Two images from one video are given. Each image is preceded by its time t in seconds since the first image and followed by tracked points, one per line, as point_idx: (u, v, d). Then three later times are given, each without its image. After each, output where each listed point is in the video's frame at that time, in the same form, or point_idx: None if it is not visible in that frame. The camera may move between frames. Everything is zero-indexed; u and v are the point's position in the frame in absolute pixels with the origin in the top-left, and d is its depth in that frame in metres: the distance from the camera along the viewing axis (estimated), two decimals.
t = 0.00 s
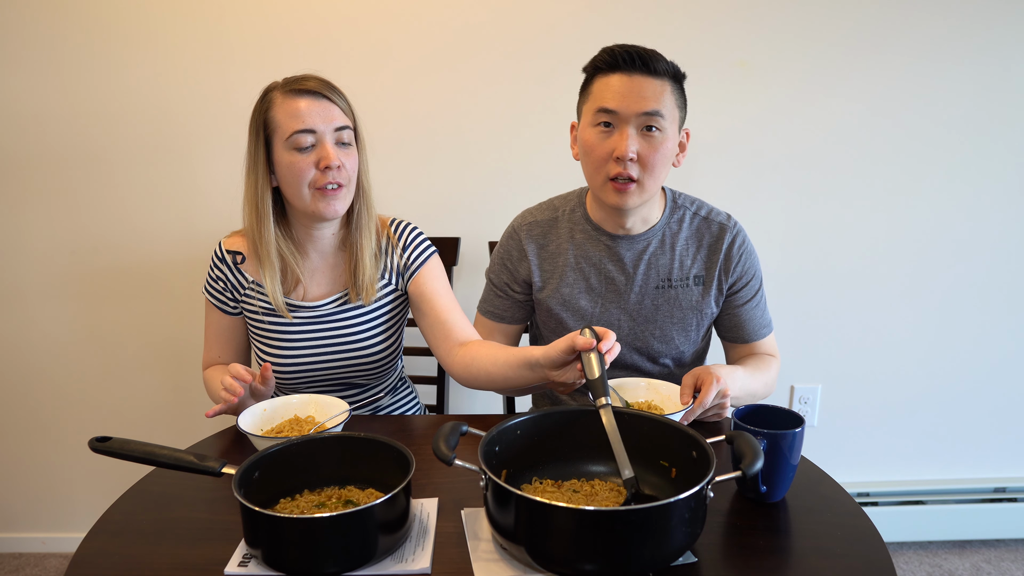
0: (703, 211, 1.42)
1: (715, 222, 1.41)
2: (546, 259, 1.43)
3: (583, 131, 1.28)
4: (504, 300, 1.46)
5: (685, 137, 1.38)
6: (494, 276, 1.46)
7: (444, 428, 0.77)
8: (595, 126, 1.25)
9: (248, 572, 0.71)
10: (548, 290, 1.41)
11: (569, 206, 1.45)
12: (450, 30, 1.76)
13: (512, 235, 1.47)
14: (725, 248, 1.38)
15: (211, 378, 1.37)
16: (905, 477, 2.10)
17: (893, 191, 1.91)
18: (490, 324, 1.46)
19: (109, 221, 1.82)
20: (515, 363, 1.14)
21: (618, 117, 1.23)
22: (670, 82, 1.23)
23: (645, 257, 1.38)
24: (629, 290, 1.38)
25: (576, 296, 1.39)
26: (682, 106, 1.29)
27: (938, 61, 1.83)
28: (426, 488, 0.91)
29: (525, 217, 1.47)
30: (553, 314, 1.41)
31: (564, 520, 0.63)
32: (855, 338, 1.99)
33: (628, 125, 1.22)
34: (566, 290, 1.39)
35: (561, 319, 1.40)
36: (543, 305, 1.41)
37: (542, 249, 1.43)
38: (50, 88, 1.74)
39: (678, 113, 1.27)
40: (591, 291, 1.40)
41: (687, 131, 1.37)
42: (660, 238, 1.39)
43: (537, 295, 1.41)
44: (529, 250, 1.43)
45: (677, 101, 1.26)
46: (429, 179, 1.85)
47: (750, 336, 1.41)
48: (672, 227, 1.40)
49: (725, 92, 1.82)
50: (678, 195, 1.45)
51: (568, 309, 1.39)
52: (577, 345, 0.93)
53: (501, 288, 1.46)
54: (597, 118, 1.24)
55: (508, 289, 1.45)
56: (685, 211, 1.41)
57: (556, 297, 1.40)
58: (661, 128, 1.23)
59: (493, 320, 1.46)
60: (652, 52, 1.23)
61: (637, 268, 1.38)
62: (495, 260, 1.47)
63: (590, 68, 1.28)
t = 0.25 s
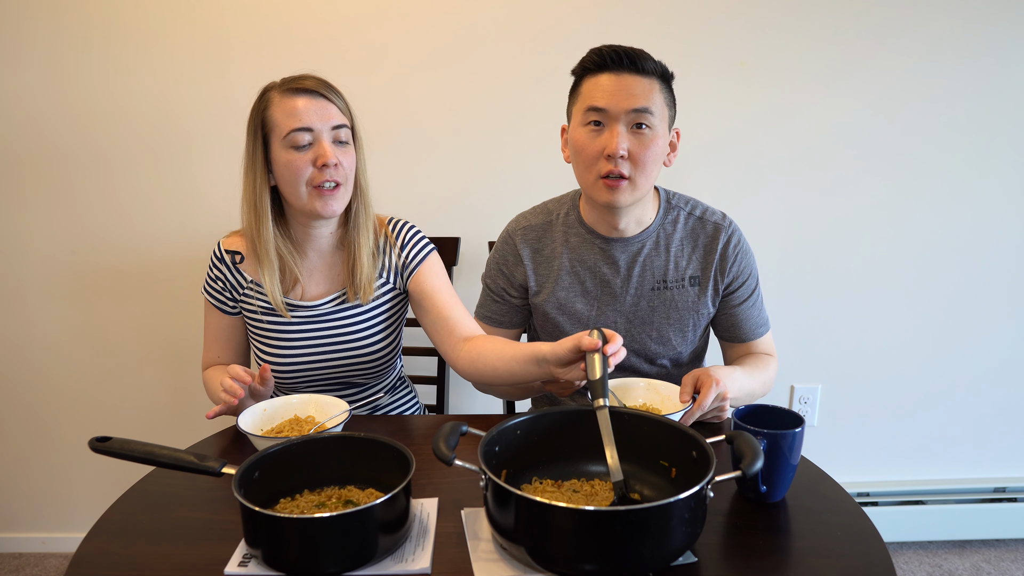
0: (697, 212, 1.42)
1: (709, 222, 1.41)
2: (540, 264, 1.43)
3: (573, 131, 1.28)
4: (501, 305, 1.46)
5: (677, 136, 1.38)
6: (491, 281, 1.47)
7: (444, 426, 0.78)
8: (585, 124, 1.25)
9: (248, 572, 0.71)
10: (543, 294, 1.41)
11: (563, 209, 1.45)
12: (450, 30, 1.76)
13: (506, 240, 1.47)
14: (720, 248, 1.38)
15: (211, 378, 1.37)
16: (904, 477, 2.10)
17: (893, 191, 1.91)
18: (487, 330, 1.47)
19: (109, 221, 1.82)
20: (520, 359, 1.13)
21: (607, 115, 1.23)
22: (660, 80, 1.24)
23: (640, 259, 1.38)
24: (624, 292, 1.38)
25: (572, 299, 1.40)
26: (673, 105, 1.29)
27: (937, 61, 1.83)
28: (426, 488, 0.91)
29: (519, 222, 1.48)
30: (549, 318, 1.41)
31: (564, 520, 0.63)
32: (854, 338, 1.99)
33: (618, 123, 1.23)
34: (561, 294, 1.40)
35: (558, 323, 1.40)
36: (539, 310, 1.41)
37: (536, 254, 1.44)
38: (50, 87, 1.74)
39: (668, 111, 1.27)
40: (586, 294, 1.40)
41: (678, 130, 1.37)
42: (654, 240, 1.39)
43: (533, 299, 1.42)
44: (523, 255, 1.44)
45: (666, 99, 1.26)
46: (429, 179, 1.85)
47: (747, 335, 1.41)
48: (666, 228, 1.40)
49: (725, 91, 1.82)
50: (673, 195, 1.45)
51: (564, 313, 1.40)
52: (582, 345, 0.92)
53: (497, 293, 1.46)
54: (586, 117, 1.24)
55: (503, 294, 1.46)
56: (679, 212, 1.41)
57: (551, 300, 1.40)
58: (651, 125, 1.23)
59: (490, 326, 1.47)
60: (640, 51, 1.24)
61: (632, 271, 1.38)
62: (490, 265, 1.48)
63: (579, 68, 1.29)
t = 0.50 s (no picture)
0: (697, 212, 1.42)
1: (709, 222, 1.41)
2: (539, 265, 1.43)
3: (571, 132, 1.28)
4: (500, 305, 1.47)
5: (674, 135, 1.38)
6: (491, 282, 1.47)
7: (444, 426, 0.78)
8: (582, 126, 1.25)
9: (248, 572, 0.71)
10: (542, 294, 1.41)
11: (562, 209, 1.45)
12: (449, 29, 1.76)
13: (506, 240, 1.47)
14: (720, 248, 1.38)
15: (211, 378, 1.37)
16: (904, 477, 2.10)
17: (893, 191, 1.91)
18: (488, 330, 1.47)
19: (109, 221, 1.82)
20: (517, 361, 1.13)
21: (604, 116, 1.23)
22: (656, 80, 1.24)
23: (639, 260, 1.38)
24: (623, 293, 1.38)
25: (571, 300, 1.40)
26: (670, 105, 1.29)
27: (937, 61, 1.83)
28: (426, 488, 0.91)
29: (519, 222, 1.48)
30: (548, 318, 1.41)
31: (564, 520, 0.63)
32: (854, 338, 1.99)
33: (615, 124, 1.22)
34: (560, 295, 1.40)
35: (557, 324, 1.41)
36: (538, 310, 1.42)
37: (535, 254, 1.44)
38: (50, 87, 1.74)
39: (665, 110, 1.27)
40: (586, 294, 1.40)
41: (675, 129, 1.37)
42: (654, 240, 1.39)
43: (533, 299, 1.42)
44: (522, 255, 1.44)
45: (663, 99, 1.26)
46: (429, 179, 1.85)
47: (748, 335, 1.41)
48: (666, 228, 1.40)
49: (725, 91, 1.82)
50: (673, 195, 1.45)
51: (563, 314, 1.40)
52: (576, 341, 0.94)
53: (497, 293, 1.46)
54: (583, 119, 1.24)
55: (503, 294, 1.46)
56: (678, 212, 1.41)
57: (551, 301, 1.40)
58: (648, 125, 1.23)
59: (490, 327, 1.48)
60: (636, 52, 1.24)
61: (631, 271, 1.38)
62: (489, 265, 1.48)
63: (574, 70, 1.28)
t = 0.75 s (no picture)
0: (696, 207, 1.43)
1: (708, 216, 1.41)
2: (541, 264, 1.43)
3: (572, 133, 1.28)
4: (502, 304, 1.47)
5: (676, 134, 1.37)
6: (493, 281, 1.47)
7: (445, 426, 0.78)
8: (583, 126, 1.25)
9: (248, 572, 0.71)
10: (544, 293, 1.41)
11: (563, 209, 1.46)
12: (449, 30, 1.76)
13: (507, 241, 1.48)
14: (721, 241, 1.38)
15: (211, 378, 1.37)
16: (904, 477, 2.10)
17: (893, 191, 1.91)
18: (490, 330, 1.47)
19: (109, 220, 1.82)
20: (517, 360, 1.13)
21: (605, 117, 1.23)
22: (657, 80, 1.24)
23: (640, 256, 1.38)
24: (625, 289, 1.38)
25: (573, 298, 1.39)
26: (671, 104, 1.29)
27: (937, 62, 1.83)
28: (426, 488, 0.91)
29: (520, 223, 1.48)
30: (551, 317, 1.41)
31: (564, 520, 0.63)
32: (854, 338, 1.99)
33: (616, 125, 1.22)
34: (562, 294, 1.40)
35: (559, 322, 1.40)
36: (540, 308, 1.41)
37: (537, 253, 1.44)
38: (49, 87, 1.74)
39: (666, 110, 1.27)
40: (587, 293, 1.40)
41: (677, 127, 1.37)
42: (654, 236, 1.39)
43: (535, 298, 1.42)
44: (524, 254, 1.44)
45: (664, 99, 1.26)
46: (429, 179, 1.85)
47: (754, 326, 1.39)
48: (666, 224, 1.40)
49: (725, 91, 1.82)
50: (672, 192, 1.45)
51: (565, 312, 1.39)
52: (582, 344, 0.95)
53: (499, 292, 1.46)
54: (585, 119, 1.24)
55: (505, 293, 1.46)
56: (678, 208, 1.42)
57: (553, 300, 1.39)
58: (649, 125, 1.23)
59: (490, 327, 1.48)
60: (637, 52, 1.23)
61: (632, 267, 1.38)
62: (491, 266, 1.48)
63: (576, 70, 1.28)
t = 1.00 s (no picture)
0: (698, 210, 1.42)
1: (709, 220, 1.41)
2: (541, 262, 1.43)
3: (572, 135, 1.28)
4: (502, 303, 1.47)
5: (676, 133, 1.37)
6: (494, 280, 1.47)
7: (445, 426, 0.78)
8: (584, 129, 1.25)
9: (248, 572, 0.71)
10: (544, 292, 1.41)
11: (564, 208, 1.46)
12: (449, 30, 1.76)
13: (508, 239, 1.48)
14: (721, 245, 1.38)
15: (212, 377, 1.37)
16: (904, 477, 2.10)
17: (893, 191, 1.90)
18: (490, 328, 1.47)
19: (109, 220, 1.82)
20: (517, 360, 1.13)
21: (605, 119, 1.23)
22: (657, 82, 1.24)
23: (640, 257, 1.38)
24: (624, 290, 1.38)
25: (573, 297, 1.39)
26: (671, 105, 1.29)
27: (937, 61, 1.83)
28: (426, 488, 0.91)
29: (521, 222, 1.48)
30: (550, 316, 1.41)
31: (564, 520, 0.63)
32: (854, 338, 1.99)
33: (617, 127, 1.22)
34: (561, 292, 1.40)
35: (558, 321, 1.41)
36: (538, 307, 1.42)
37: (538, 252, 1.44)
38: (49, 87, 1.74)
39: (666, 111, 1.27)
40: (587, 292, 1.40)
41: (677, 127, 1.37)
42: (655, 238, 1.39)
43: (534, 296, 1.42)
44: (524, 253, 1.44)
45: (664, 100, 1.26)
46: (429, 178, 1.85)
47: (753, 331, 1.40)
48: (667, 226, 1.40)
49: (725, 91, 1.82)
50: (674, 194, 1.45)
51: (564, 311, 1.39)
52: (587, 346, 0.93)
53: (498, 291, 1.47)
54: (585, 121, 1.24)
55: (505, 292, 1.46)
56: (679, 210, 1.42)
57: (552, 299, 1.40)
58: (650, 127, 1.23)
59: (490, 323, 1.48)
60: (637, 53, 1.23)
61: (632, 268, 1.38)
62: (492, 264, 1.48)
63: (576, 72, 1.28)
